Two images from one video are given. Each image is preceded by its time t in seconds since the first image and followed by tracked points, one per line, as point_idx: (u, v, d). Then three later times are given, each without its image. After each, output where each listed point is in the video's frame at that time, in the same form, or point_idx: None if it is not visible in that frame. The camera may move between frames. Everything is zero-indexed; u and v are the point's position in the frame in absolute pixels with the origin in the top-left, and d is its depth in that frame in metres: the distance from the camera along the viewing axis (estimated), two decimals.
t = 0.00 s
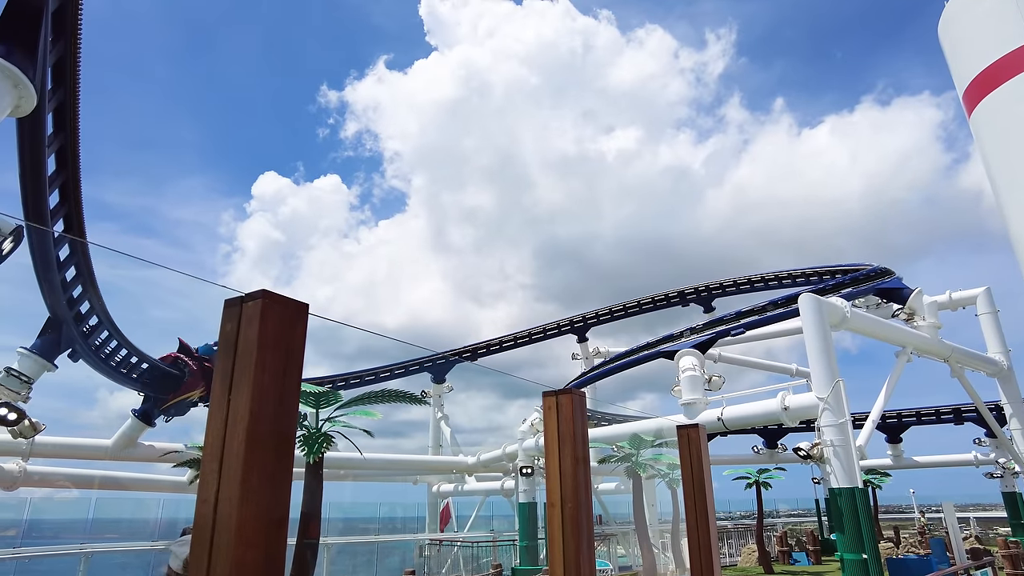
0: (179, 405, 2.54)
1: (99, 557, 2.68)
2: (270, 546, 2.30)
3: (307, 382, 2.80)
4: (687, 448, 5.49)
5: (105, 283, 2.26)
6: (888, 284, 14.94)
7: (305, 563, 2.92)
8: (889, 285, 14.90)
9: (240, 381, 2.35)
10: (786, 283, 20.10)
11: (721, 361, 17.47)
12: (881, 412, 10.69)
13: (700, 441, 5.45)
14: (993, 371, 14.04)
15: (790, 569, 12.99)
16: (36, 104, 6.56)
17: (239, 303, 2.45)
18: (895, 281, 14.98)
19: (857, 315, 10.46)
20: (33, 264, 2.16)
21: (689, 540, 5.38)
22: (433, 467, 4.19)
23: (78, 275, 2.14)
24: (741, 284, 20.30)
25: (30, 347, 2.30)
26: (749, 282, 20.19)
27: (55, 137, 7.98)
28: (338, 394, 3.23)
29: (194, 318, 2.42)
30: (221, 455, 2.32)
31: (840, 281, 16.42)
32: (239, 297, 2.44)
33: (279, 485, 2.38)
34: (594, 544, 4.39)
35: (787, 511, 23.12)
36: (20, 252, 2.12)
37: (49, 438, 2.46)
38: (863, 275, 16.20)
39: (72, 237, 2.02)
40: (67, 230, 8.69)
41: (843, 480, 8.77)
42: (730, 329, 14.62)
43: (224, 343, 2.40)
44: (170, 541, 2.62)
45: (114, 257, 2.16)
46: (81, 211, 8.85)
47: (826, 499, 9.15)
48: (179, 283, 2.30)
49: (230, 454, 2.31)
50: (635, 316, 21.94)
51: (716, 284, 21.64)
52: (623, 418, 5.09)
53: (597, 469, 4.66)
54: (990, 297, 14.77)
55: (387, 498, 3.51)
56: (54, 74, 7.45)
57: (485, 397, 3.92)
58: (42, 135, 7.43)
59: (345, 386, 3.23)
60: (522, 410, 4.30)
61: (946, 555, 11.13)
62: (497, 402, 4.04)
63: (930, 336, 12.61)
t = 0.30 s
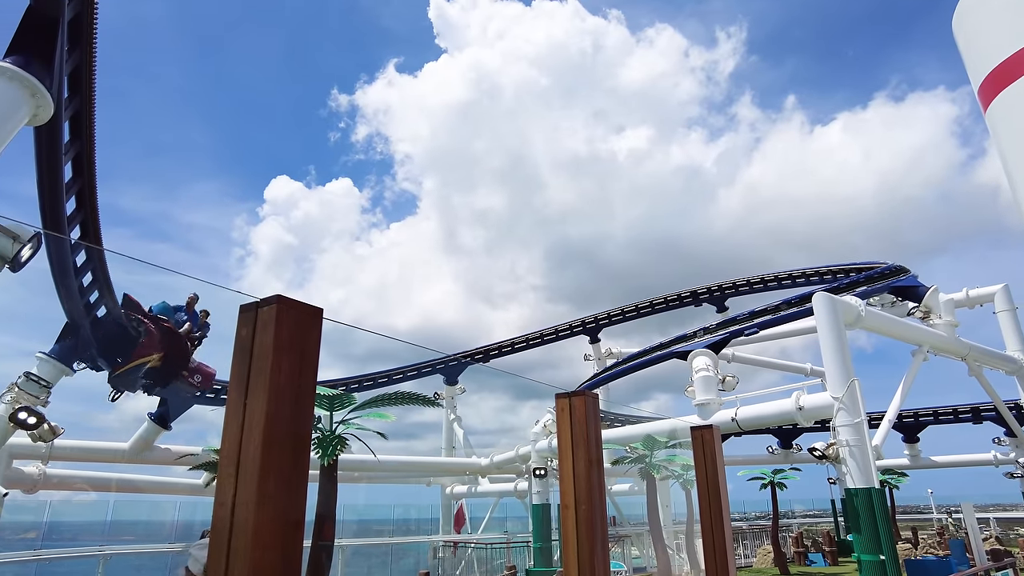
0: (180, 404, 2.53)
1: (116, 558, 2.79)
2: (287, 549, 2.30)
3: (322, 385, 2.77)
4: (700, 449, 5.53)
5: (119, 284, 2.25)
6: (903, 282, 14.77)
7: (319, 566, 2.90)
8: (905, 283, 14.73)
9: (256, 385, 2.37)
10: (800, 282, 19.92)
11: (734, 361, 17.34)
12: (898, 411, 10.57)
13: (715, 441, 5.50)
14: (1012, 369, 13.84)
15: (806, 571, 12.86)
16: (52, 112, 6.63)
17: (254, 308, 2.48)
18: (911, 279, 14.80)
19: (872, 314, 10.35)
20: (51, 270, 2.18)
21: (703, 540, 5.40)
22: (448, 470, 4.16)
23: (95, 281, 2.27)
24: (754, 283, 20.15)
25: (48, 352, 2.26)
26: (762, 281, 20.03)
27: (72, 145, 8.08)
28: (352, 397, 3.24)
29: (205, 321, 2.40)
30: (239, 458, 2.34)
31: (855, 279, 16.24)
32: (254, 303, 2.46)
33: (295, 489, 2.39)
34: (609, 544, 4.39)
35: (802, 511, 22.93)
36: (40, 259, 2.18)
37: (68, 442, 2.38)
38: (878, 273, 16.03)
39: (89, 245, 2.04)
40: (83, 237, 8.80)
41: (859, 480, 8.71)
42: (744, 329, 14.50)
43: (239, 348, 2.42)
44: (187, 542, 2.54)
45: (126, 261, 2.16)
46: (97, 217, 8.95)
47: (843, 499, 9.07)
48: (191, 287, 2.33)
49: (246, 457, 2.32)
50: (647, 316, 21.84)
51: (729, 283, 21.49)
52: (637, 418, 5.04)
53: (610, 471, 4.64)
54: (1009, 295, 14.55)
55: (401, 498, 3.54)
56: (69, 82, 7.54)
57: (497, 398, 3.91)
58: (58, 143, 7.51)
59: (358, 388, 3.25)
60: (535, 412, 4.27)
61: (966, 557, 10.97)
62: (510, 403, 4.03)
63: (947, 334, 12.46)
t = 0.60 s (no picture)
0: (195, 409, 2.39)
1: (133, 560, 2.68)
2: (301, 552, 2.29)
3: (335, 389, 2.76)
4: (714, 451, 5.54)
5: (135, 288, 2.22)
6: (917, 281, 14.63)
7: (333, 568, 2.82)
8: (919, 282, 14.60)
9: (270, 390, 2.37)
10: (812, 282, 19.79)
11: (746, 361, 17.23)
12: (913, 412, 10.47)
13: (727, 442, 5.53)
14: None
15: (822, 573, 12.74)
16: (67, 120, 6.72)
17: (268, 313, 2.48)
18: (925, 278, 14.66)
19: (885, 313, 10.27)
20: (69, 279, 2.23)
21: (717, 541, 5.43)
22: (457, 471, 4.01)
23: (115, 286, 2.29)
24: (766, 283, 20.04)
25: (63, 357, 2.27)
26: (774, 281, 19.92)
27: (87, 153, 8.19)
28: (364, 399, 3.17)
29: (220, 326, 2.40)
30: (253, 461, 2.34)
31: (867, 279, 16.11)
32: (267, 308, 2.47)
33: (309, 492, 2.38)
34: (622, 546, 4.38)
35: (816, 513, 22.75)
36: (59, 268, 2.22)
37: (83, 446, 2.35)
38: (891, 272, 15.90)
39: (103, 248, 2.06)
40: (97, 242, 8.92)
41: (874, 481, 8.64)
42: (756, 329, 14.41)
43: (254, 353, 2.42)
44: (203, 546, 2.52)
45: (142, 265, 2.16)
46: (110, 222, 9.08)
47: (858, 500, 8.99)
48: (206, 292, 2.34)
49: (261, 460, 2.32)
50: (658, 317, 21.77)
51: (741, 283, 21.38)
52: (646, 421, 5.03)
53: (623, 473, 4.61)
54: None
55: (412, 500, 3.56)
56: (84, 90, 7.59)
57: (509, 400, 3.92)
58: (73, 151, 7.59)
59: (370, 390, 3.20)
60: (546, 414, 4.27)
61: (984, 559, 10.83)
62: (521, 404, 4.03)
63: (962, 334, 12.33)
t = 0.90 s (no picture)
0: (205, 413, 2.39)
1: (146, 561, 2.73)
2: (313, 555, 2.30)
3: (346, 392, 2.74)
4: (726, 452, 5.55)
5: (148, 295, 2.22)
6: (929, 280, 14.51)
7: (344, 571, 2.83)
8: (931, 281, 14.47)
9: (282, 394, 2.37)
10: (823, 281, 19.63)
11: (757, 362, 17.13)
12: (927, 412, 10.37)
13: (739, 444, 5.54)
14: None
15: None
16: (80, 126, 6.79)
17: (279, 318, 2.48)
18: (937, 277, 14.53)
19: (898, 312, 10.18)
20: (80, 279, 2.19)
21: (729, 543, 5.40)
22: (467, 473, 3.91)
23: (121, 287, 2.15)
24: (776, 283, 19.91)
25: (78, 361, 2.30)
26: (785, 281, 19.79)
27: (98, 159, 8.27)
28: (375, 402, 3.15)
29: (231, 330, 2.39)
30: (265, 465, 2.33)
31: (879, 278, 15.99)
32: (279, 312, 2.47)
33: (320, 495, 2.39)
34: (634, 548, 4.37)
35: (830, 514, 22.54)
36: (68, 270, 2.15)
37: (98, 449, 2.42)
38: (903, 271, 15.77)
39: (117, 258, 2.08)
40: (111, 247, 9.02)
41: (888, 483, 8.56)
42: (768, 329, 14.31)
43: (265, 358, 2.41)
44: (215, 548, 2.52)
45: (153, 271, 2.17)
46: (123, 227, 9.18)
47: (871, 502, 8.92)
48: (216, 297, 2.34)
49: (273, 464, 2.31)
50: (668, 318, 21.68)
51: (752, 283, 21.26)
52: (658, 422, 5.02)
53: (634, 474, 4.59)
54: None
55: (424, 502, 3.51)
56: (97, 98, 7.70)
57: (518, 402, 3.92)
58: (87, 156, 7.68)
59: (381, 393, 3.19)
60: (556, 416, 4.24)
61: (1001, 561, 10.68)
62: (531, 406, 4.02)
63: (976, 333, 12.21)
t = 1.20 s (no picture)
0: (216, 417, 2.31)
1: (158, 564, 2.79)
2: (322, 558, 2.31)
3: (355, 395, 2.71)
4: (735, 454, 5.57)
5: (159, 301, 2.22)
6: (940, 280, 14.40)
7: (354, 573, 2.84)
8: (943, 281, 14.36)
9: (291, 397, 2.40)
10: (833, 282, 19.50)
11: (767, 363, 17.03)
12: (938, 413, 10.29)
13: (748, 446, 5.59)
14: None
15: None
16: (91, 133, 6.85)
17: (287, 322, 2.53)
18: (949, 277, 14.42)
19: (909, 312, 10.11)
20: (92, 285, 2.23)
21: (740, 546, 5.36)
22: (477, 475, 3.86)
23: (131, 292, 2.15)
24: (786, 284, 19.80)
25: (89, 365, 2.25)
26: (795, 281, 19.68)
27: (109, 164, 8.34)
28: (383, 405, 3.17)
29: (242, 334, 2.42)
30: (275, 469, 2.35)
31: (889, 278, 15.89)
32: (287, 316, 2.52)
33: (330, 498, 2.40)
34: (643, 550, 4.36)
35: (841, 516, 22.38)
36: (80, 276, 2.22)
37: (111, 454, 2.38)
38: (914, 271, 15.66)
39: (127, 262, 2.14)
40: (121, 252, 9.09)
41: (900, 484, 8.49)
42: (777, 330, 14.23)
43: (274, 362, 2.46)
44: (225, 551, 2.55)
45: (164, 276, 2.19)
46: (134, 233, 9.26)
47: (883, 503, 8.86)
48: (227, 301, 2.38)
49: (283, 467, 2.34)
50: (677, 320, 21.62)
51: (761, 284, 21.15)
52: (667, 424, 5.05)
53: (643, 476, 4.58)
54: None
55: (433, 505, 3.49)
56: (108, 104, 7.77)
57: (527, 404, 3.92)
58: (97, 162, 7.73)
59: (390, 396, 3.20)
60: (565, 418, 4.22)
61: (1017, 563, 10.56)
62: (539, 409, 4.01)
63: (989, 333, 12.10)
